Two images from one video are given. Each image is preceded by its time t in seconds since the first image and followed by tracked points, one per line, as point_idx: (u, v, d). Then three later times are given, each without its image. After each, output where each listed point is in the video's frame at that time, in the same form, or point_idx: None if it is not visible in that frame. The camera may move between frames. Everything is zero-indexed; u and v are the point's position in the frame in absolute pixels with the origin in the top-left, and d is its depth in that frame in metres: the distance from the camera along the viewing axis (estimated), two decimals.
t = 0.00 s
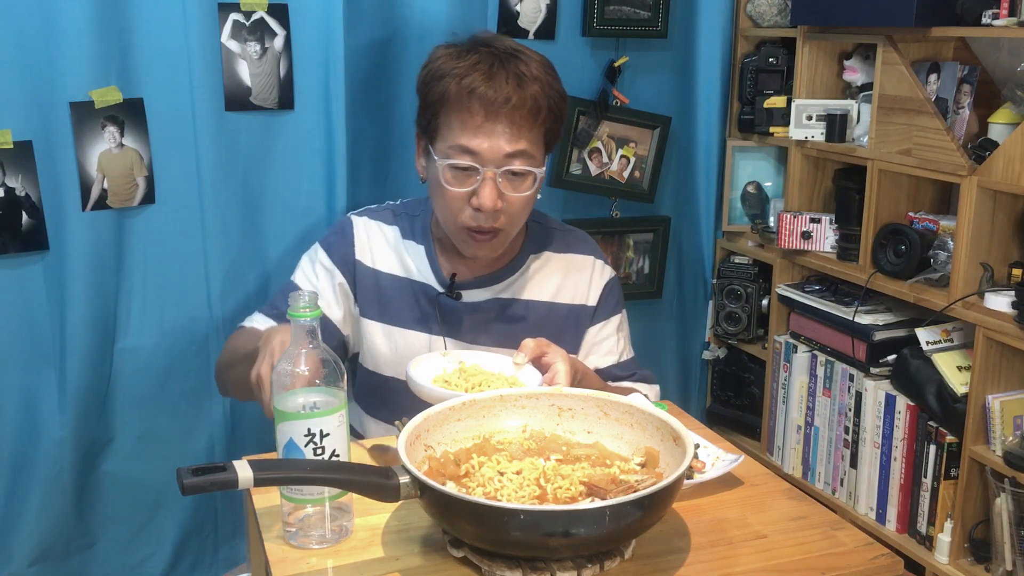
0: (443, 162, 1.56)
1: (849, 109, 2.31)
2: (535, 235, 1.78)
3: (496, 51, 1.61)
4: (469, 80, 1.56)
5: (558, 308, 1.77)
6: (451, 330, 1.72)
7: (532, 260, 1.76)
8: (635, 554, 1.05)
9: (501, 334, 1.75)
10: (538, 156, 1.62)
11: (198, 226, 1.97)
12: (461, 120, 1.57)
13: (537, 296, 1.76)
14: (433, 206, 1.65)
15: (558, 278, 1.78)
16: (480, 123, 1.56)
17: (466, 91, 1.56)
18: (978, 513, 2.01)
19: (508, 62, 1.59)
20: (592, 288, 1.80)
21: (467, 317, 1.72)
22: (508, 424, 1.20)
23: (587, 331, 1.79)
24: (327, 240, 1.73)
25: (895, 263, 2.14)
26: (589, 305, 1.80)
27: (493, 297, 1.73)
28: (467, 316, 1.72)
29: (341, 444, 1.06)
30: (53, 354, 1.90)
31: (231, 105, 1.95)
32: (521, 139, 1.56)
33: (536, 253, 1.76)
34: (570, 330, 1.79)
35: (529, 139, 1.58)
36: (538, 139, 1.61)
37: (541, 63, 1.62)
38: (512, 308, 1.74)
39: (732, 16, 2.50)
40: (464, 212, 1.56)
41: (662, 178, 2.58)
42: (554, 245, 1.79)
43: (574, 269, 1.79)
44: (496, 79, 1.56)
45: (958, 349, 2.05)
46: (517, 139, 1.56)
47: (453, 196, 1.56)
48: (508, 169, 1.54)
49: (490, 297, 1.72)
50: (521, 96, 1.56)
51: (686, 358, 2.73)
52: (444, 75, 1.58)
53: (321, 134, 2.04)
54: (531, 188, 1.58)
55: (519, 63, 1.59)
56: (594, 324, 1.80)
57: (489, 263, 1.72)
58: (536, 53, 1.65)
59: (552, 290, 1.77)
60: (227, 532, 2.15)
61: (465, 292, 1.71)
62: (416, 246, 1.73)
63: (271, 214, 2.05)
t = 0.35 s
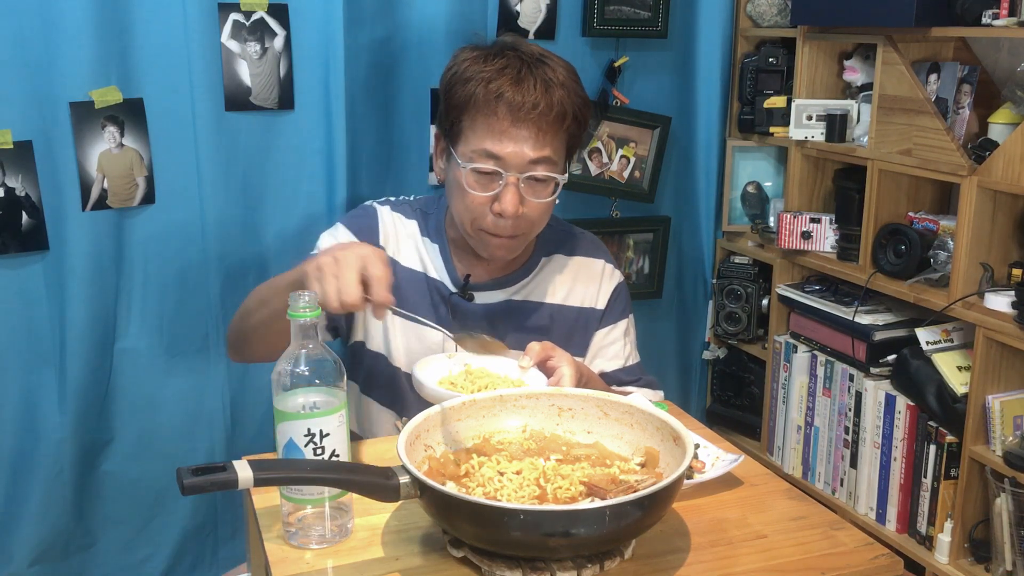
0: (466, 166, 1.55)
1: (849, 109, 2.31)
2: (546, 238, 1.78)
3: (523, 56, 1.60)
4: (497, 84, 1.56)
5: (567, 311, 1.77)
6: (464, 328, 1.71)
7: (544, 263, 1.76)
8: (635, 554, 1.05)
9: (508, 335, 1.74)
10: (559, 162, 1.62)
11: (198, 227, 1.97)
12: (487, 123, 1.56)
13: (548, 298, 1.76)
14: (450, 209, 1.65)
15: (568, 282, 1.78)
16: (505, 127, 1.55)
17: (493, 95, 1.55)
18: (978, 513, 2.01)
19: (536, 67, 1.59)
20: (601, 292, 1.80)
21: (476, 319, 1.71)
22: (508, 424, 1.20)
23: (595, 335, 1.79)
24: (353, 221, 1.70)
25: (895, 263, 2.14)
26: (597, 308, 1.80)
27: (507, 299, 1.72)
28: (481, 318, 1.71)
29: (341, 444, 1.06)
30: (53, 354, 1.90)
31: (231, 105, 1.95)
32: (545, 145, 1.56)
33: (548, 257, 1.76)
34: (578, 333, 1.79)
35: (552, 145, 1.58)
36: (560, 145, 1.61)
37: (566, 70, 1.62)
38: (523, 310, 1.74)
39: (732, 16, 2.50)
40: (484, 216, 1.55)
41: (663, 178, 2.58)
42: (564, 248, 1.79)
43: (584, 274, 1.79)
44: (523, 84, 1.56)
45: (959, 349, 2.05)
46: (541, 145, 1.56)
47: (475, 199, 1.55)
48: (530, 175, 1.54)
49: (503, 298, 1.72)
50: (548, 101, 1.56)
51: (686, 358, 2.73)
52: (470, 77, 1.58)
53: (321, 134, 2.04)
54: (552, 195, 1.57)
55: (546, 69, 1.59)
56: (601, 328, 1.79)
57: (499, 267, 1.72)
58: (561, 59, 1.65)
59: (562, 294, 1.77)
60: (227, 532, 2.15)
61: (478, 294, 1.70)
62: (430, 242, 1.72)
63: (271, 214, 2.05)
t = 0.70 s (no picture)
0: (463, 167, 1.55)
1: (849, 109, 2.31)
2: (547, 238, 1.78)
3: (517, 55, 1.60)
4: (491, 84, 1.55)
5: (569, 310, 1.77)
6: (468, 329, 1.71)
7: (546, 262, 1.76)
8: (634, 554, 1.05)
9: (510, 336, 1.74)
10: (557, 161, 1.62)
11: (198, 227, 1.97)
12: (481, 124, 1.56)
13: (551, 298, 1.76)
14: (448, 210, 1.64)
15: (570, 282, 1.78)
16: (500, 127, 1.55)
17: (487, 95, 1.55)
18: (978, 513, 2.01)
19: (529, 66, 1.59)
20: (602, 291, 1.80)
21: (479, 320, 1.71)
22: (508, 424, 1.20)
23: (595, 333, 1.78)
24: (370, 219, 1.69)
25: (895, 263, 2.14)
26: (598, 307, 1.80)
27: (511, 299, 1.72)
28: (484, 318, 1.71)
29: (341, 444, 1.06)
30: (53, 354, 1.90)
31: (231, 105, 1.95)
32: (541, 143, 1.56)
33: (549, 257, 1.76)
34: (579, 333, 1.79)
35: (549, 145, 1.57)
36: (557, 143, 1.60)
37: (560, 68, 1.62)
38: (524, 310, 1.74)
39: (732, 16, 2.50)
40: (483, 215, 1.55)
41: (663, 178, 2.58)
42: (565, 248, 1.79)
43: (585, 272, 1.79)
44: (517, 83, 1.56)
45: (959, 349, 2.05)
46: (538, 144, 1.55)
47: (472, 200, 1.55)
48: (528, 174, 1.54)
49: (507, 300, 1.72)
50: (543, 100, 1.56)
51: (686, 358, 2.74)
52: (464, 79, 1.58)
53: (321, 134, 2.05)
54: (550, 194, 1.57)
55: (539, 68, 1.59)
56: (602, 327, 1.79)
57: (500, 267, 1.72)
58: (554, 56, 1.65)
59: (563, 293, 1.77)
60: (227, 532, 2.15)
61: (480, 295, 1.70)
62: (433, 243, 1.72)
63: (271, 214, 2.05)
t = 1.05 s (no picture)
0: (455, 170, 1.54)
1: (849, 109, 2.31)
2: (544, 237, 1.78)
3: (507, 56, 1.60)
4: (481, 85, 1.56)
5: (568, 311, 1.77)
6: (467, 329, 1.71)
7: (544, 263, 1.76)
8: (634, 554, 1.05)
9: (510, 336, 1.74)
10: (550, 161, 1.61)
11: (198, 227, 1.97)
12: (472, 126, 1.56)
13: (549, 298, 1.76)
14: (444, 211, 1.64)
15: (568, 282, 1.78)
16: (491, 128, 1.55)
17: (477, 97, 1.55)
18: (978, 513, 2.01)
19: (520, 66, 1.59)
20: (601, 291, 1.80)
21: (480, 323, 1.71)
22: (508, 424, 1.20)
23: (594, 334, 1.79)
24: (366, 220, 1.69)
25: (895, 263, 2.14)
26: (597, 307, 1.80)
27: (509, 300, 1.72)
28: (483, 319, 1.71)
29: (341, 445, 1.06)
30: (53, 354, 1.90)
31: (231, 105, 1.95)
32: (533, 144, 1.56)
33: (547, 257, 1.76)
34: (578, 332, 1.79)
35: (541, 145, 1.57)
36: (550, 143, 1.60)
37: (551, 67, 1.62)
38: (523, 311, 1.74)
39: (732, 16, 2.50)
40: (476, 219, 1.55)
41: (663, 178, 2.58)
42: (563, 248, 1.79)
43: (584, 273, 1.79)
44: (507, 84, 1.56)
45: (959, 349, 2.05)
46: (529, 144, 1.55)
47: (465, 203, 1.54)
48: (520, 175, 1.53)
49: (503, 301, 1.72)
50: (534, 100, 1.56)
51: (686, 358, 2.74)
52: (455, 81, 1.58)
53: (321, 134, 2.05)
54: (543, 194, 1.57)
55: (530, 68, 1.59)
56: (601, 327, 1.79)
57: (499, 268, 1.72)
58: (545, 56, 1.65)
59: (562, 294, 1.77)
60: (227, 532, 2.15)
61: (479, 296, 1.70)
62: (431, 242, 1.72)
63: (271, 214, 2.05)
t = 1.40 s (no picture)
0: (450, 167, 1.54)
1: (849, 109, 2.30)
2: (542, 236, 1.78)
3: (499, 53, 1.60)
4: (473, 82, 1.56)
5: (566, 309, 1.77)
6: (465, 329, 1.71)
7: (543, 262, 1.76)
8: (635, 554, 1.05)
9: (511, 336, 1.74)
10: (545, 157, 1.61)
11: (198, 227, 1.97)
12: (466, 123, 1.56)
13: (547, 297, 1.76)
14: (440, 210, 1.64)
15: (566, 281, 1.78)
16: (485, 125, 1.55)
17: (471, 93, 1.55)
18: (978, 513, 2.01)
19: (512, 63, 1.59)
20: (599, 290, 1.80)
21: (480, 322, 1.71)
22: (509, 424, 1.20)
23: (594, 332, 1.78)
24: (365, 221, 1.69)
25: (895, 263, 2.14)
26: (596, 306, 1.80)
27: (507, 300, 1.72)
28: (481, 318, 1.71)
29: (341, 444, 1.06)
30: (53, 354, 1.90)
31: (231, 105, 1.95)
32: (528, 139, 1.56)
33: (545, 256, 1.76)
34: (578, 331, 1.79)
35: (535, 140, 1.57)
36: (544, 138, 1.60)
37: (544, 63, 1.62)
38: (521, 310, 1.74)
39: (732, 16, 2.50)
40: (473, 216, 1.55)
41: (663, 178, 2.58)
42: (562, 247, 1.79)
43: (582, 271, 1.79)
44: (499, 80, 1.56)
45: (959, 349, 2.05)
46: (524, 140, 1.55)
47: (461, 200, 1.54)
48: (516, 171, 1.53)
49: (501, 301, 1.71)
50: (527, 96, 1.56)
51: (687, 358, 2.74)
52: (447, 78, 1.58)
53: (321, 134, 2.04)
54: (539, 190, 1.57)
55: (522, 64, 1.59)
56: (600, 325, 1.79)
57: (497, 267, 1.72)
58: (538, 52, 1.65)
59: (560, 292, 1.77)
60: (227, 532, 2.15)
61: (478, 296, 1.70)
62: (430, 242, 1.72)
63: (271, 213, 2.05)
